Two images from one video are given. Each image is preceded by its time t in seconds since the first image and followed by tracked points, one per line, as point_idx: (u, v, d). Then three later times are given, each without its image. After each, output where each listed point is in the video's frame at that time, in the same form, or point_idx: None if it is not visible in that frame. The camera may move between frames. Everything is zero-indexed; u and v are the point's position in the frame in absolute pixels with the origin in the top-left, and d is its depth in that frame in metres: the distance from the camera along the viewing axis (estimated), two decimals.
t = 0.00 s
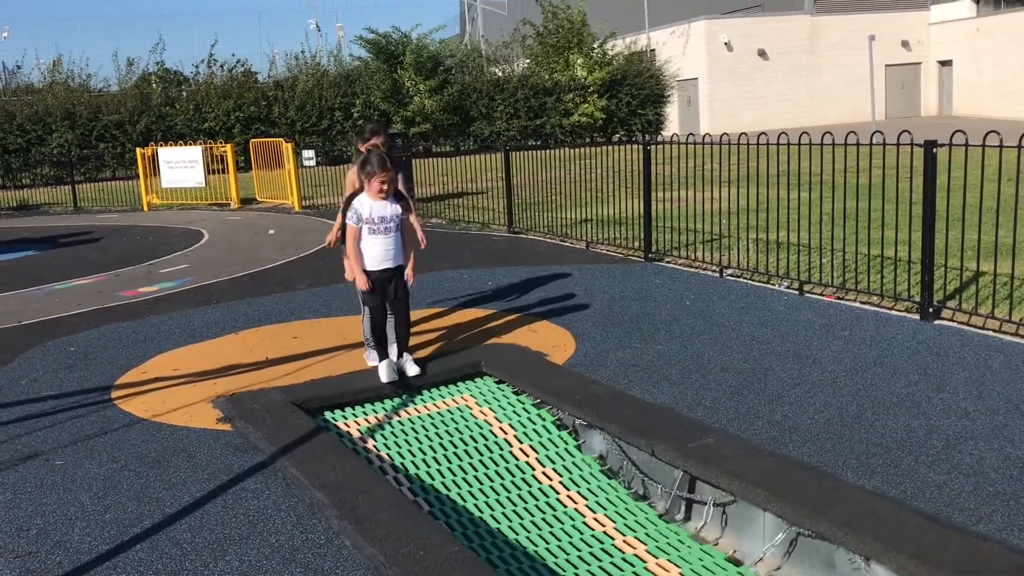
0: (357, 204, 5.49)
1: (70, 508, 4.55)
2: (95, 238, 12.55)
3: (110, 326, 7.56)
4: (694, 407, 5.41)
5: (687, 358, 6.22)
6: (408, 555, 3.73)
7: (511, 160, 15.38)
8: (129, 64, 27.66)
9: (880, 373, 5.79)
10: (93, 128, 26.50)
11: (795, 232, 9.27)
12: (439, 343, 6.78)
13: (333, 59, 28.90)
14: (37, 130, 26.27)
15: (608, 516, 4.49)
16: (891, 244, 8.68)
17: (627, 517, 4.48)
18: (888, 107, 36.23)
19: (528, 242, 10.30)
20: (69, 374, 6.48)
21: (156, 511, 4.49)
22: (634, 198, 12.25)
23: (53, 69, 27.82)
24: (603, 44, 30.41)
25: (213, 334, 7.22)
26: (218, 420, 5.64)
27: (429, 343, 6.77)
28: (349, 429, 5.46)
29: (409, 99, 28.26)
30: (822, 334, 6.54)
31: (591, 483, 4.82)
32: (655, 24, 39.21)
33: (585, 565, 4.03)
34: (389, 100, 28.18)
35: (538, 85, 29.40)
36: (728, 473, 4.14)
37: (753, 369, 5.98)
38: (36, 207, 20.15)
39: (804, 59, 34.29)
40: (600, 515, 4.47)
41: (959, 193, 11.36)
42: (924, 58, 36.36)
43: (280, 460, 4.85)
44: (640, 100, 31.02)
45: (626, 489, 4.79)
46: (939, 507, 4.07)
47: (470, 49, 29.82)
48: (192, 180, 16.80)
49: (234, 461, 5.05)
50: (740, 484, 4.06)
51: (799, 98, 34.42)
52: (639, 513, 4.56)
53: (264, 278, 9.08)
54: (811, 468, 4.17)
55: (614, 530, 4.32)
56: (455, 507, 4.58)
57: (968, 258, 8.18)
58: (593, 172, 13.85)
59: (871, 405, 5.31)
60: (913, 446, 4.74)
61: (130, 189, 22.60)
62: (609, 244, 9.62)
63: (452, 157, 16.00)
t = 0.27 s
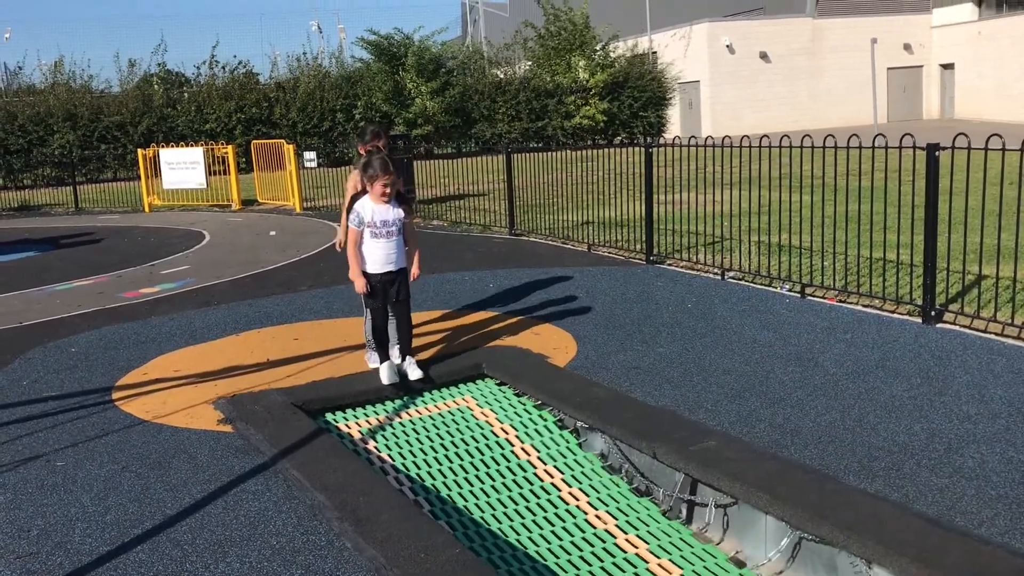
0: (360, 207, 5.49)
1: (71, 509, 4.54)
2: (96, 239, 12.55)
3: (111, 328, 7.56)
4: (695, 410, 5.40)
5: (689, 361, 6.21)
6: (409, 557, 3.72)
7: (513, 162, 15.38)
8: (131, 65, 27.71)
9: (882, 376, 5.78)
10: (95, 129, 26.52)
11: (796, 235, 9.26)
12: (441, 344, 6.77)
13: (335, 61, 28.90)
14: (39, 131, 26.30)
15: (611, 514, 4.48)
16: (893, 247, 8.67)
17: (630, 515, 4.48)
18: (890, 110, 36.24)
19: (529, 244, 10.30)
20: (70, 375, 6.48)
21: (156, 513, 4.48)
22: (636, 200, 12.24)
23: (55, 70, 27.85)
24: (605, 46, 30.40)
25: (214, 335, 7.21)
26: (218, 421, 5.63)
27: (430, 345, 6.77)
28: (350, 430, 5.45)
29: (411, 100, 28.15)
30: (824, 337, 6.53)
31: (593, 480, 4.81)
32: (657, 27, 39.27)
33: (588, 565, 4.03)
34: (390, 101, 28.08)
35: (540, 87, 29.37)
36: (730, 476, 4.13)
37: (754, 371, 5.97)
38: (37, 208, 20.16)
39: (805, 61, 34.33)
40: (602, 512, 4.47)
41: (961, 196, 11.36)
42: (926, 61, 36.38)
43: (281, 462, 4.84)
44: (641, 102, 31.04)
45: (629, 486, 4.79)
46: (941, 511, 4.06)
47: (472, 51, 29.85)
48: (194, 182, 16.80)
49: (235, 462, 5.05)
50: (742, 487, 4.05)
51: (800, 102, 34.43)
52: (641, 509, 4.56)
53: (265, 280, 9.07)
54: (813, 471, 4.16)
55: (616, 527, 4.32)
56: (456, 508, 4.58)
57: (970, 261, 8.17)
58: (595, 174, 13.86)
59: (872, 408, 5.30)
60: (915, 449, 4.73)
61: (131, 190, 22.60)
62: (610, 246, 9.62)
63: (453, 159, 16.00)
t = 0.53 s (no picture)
0: (375, 215, 5.42)
1: (76, 509, 4.56)
2: (100, 239, 12.57)
3: (115, 328, 7.57)
4: (699, 411, 5.41)
5: (693, 363, 6.22)
6: (413, 557, 3.73)
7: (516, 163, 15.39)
8: (135, 66, 27.73)
9: (885, 378, 5.78)
10: (99, 130, 26.57)
11: (800, 236, 9.26)
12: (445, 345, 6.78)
13: (339, 62, 28.93)
14: (43, 132, 26.34)
15: (614, 515, 4.48)
16: (896, 249, 8.67)
17: (633, 516, 4.48)
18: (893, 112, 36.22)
19: (532, 246, 10.31)
20: (75, 375, 6.49)
21: (161, 513, 4.49)
22: (639, 202, 12.25)
23: (59, 71, 27.89)
24: (609, 48, 30.39)
25: (219, 336, 7.22)
26: (223, 422, 5.64)
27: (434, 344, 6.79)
28: (354, 431, 5.46)
29: (414, 102, 28.41)
30: (828, 339, 6.53)
31: (597, 482, 4.82)
32: (660, 28, 39.29)
33: (591, 567, 4.03)
34: (394, 103, 28.23)
35: (543, 89, 29.36)
36: (734, 478, 4.13)
37: (758, 373, 5.98)
38: (42, 209, 20.20)
39: (808, 63, 34.33)
40: (606, 514, 4.47)
41: (964, 198, 11.36)
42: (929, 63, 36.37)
43: (285, 463, 4.85)
44: (645, 103, 31.06)
45: (632, 487, 4.79)
46: (945, 513, 4.06)
47: (476, 53, 29.89)
48: (198, 183, 16.82)
49: (240, 463, 5.06)
50: (746, 489, 4.05)
51: (803, 103, 34.44)
52: (644, 511, 4.56)
53: (269, 281, 9.09)
54: (817, 473, 4.16)
55: (620, 529, 4.33)
56: (460, 509, 4.58)
57: (973, 264, 8.17)
58: (599, 175, 13.85)
59: (876, 410, 5.30)
60: (919, 451, 4.73)
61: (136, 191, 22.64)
62: (614, 248, 9.63)
63: (457, 160, 16.02)
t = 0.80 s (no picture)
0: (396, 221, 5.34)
1: (86, 509, 4.57)
2: (108, 240, 12.62)
3: (123, 329, 7.60)
4: (707, 412, 5.40)
5: (701, 363, 6.21)
6: (421, 558, 3.73)
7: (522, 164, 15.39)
8: (143, 68, 27.83)
9: (894, 379, 5.77)
10: (107, 131, 26.67)
11: (807, 237, 9.24)
12: (452, 345, 6.78)
13: (345, 63, 28.94)
14: (51, 133, 26.43)
15: (622, 518, 4.48)
16: (904, 249, 8.65)
17: (641, 519, 4.47)
18: (900, 112, 36.11)
19: (539, 246, 10.31)
20: (84, 375, 6.52)
21: (170, 513, 4.50)
22: (646, 202, 12.24)
23: (67, 73, 28.00)
24: (616, 48, 30.32)
25: (227, 337, 7.24)
26: (231, 422, 5.66)
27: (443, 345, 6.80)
28: (362, 431, 5.47)
29: (421, 103, 28.58)
30: (835, 339, 6.52)
31: (604, 485, 4.81)
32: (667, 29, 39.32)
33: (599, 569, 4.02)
34: (401, 104, 28.39)
35: (550, 90, 29.32)
36: (742, 479, 4.13)
37: (766, 373, 5.97)
38: (50, 210, 20.27)
39: (815, 63, 34.29)
40: (614, 517, 4.47)
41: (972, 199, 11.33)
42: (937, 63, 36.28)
43: (294, 462, 4.86)
44: (652, 104, 31.00)
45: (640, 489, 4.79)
46: (955, 514, 4.05)
47: (483, 54, 29.91)
48: (205, 184, 16.87)
49: (248, 463, 5.07)
50: (754, 489, 4.05)
51: (810, 103, 34.39)
52: (652, 514, 4.56)
53: (277, 281, 9.10)
54: (825, 473, 4.15)
55: (628, 531, 4.32)
56: (467, 510, 4.58)
57: (981, 264, 8.15)
58: (605, 176, 13.85)
59: (885, 410, 5.29)
60: (928, 452, 4.71)
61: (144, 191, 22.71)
62: (621, 248, 9.62)
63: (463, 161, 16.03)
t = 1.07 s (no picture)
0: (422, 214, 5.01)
1: (97, 507, 4.59)
2: (118, 239, 12.65)
3: (134, 327, 7.62)
4: (717, 411, 5.39)
5: (711, 362, 6.20)
6: (431, 555, 3.74)
7: (531, 163, 15.40)
8: (153, 67, 27.91)
9: (905, 378, 5.75)
10: (116, 131, 26.77)
11: (817, 235, 9.20)
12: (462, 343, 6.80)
13: (354, 63, 28.99)
14: (61, 133, 26.52)
15: (632, 515, 4.48)
16: (915, 248, 8.61)
17: (651, 517, 4.47)
18: (910, 111, 35.95)
19: (548, 245, 10.30)
20: (95, 374, 6.54)
21: (180, 511, 4.51)
22: (655, 201, 12.22)
23: (77, 73, 28.10)
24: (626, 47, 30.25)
25: (236, 335, 7.25)
26: (241, 421, 5.67)
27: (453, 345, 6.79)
28: (371, 429, 5.48)
29: (429, 102, 28.44)
30: (845, 338, 6.50)
31: (614, 482, 4.81)
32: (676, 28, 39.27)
33: (610, 567, 4.02)
34: (409, 103, 28.36)
35: (558, 88, 29.28)
36: (753, 478, 4.11)
37: (776, 372, 5.95)
38: (60, 209, 20.34)
39: (824, 62, 34.20)
40: (625, 514, 4.46)
41: (984, 197, 11.28)
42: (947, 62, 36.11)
43: (304, 461, 4.87)
44: (661, 103, 30.87)
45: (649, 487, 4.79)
46: (967, 513, 4.03)
47: (491, 53, 29.92)
48: (214, 183, 16.90)
49: (258, 461, 5.08)
50: (764, 488, 4.04)
51: (819, 102, 34.30)
52: (662, 511, 4.55)
53: (286, 280, 9.11)
54: (836, 473, 4.13)
55: (638, 529, 4.32)
56: (477, 507, 4.58)
57: (992, 262, 8.12)
58: (615, 175, 13.84)
59: (896, 409, 5.27)
60: (940, 451, 4.69)
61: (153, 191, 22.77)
62: (630, 247, 9.60)
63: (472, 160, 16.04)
